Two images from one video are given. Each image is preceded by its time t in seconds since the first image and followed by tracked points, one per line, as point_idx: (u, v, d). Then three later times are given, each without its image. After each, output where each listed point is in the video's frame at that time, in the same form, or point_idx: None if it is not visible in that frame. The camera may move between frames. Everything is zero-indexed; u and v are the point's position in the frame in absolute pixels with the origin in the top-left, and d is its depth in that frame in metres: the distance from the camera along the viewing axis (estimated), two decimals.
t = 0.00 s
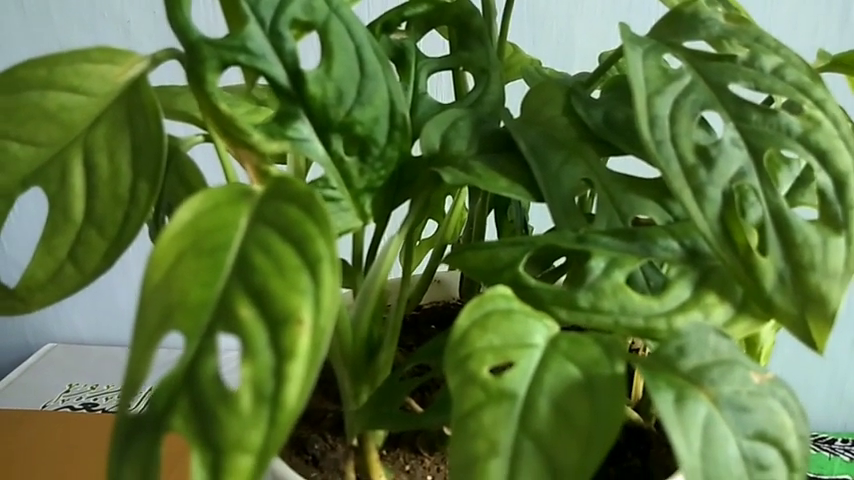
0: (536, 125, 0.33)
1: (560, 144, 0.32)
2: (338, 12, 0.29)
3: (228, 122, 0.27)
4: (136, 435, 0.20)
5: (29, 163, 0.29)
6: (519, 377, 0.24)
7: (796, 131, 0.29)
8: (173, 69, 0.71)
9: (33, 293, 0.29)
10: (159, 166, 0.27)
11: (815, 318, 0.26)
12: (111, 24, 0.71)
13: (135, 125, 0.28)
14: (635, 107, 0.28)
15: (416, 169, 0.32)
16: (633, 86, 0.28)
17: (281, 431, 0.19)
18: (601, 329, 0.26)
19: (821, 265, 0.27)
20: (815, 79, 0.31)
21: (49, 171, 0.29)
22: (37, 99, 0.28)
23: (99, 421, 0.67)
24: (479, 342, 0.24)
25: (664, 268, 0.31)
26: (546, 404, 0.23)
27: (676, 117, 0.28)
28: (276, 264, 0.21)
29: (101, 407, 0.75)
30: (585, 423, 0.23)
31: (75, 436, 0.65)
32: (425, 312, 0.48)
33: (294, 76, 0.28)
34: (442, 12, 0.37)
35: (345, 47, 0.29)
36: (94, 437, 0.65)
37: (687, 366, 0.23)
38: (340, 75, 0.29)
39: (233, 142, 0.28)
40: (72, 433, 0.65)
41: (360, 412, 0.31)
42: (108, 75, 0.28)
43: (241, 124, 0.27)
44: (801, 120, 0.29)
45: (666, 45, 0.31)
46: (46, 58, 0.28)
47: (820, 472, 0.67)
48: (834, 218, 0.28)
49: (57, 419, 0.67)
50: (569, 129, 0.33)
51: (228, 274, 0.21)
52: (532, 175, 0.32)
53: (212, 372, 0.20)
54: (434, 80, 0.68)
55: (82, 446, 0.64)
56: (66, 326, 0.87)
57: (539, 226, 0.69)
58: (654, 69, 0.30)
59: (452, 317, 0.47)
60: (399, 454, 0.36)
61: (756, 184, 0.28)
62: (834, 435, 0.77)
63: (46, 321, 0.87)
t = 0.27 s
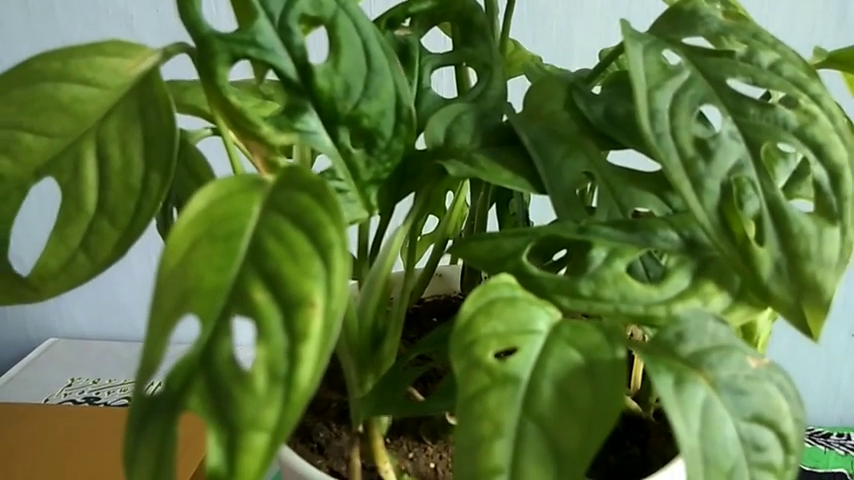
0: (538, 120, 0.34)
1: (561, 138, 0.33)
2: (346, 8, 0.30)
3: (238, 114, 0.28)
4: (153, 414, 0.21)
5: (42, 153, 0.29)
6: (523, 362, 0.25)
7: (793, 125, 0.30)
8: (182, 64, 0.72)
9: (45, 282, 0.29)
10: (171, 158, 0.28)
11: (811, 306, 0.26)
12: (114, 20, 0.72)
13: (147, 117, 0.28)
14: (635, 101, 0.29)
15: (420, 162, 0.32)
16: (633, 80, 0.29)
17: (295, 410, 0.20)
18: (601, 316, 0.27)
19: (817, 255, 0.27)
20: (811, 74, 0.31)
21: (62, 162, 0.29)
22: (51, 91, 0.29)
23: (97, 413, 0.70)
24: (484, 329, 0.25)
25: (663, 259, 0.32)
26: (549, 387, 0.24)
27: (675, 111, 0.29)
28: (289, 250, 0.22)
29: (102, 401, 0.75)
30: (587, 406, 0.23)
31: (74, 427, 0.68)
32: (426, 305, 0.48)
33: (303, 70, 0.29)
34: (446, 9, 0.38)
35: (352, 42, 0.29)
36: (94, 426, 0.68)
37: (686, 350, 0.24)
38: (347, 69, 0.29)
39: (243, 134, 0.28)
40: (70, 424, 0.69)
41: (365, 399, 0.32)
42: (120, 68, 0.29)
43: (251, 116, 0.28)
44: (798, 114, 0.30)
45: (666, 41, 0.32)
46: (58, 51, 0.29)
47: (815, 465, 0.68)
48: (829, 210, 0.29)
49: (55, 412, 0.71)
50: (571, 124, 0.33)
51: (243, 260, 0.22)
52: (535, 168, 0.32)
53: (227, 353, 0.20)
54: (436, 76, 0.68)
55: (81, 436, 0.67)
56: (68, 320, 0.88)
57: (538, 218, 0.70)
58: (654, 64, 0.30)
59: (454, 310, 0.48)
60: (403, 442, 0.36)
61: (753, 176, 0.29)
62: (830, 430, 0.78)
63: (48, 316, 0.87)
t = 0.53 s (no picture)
0: (540, 115, 0.34)
1: (563, 133, 0.33)
2: (352, 3, 0.30)
3: (246, 108, 0.28)
4: (168, 401, 0.21)
5: (52, 145, 0.30)
6: (527, 351, 0.25)
7: (791, 120, 0.30)
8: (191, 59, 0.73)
9: (54, 273, 0.29)
10: (180, 150, 0.28)
11: (809, 297, 0.27)
12: (115, 17, 0.72)
13: (156, 110, 0.29)
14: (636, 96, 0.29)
15: (424, 156, 0.33)
16: (635, 75, 0.30)
17: (307, 395, 0.20)
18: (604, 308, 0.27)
19: (815, 247, 0.28)
20: (809, 71, 0.32)
21: (73, 154, 0.29)
22: (61, 84, 0.29)
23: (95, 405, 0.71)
24: (489, 318, 0.26)
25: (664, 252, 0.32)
26: (553, 376, 0.24)
27: (676, 106, 0.29)
28: (300, 239, 0.22)
29: (103, 396, 0.76)
30: (590, 393, 0.24)
31: (73, 418, 0.69)
32: (427, 300, 0.49)
33: (310, 65, 0.29)
34: (448, 5, 0.38)
35: (359, 36, 0.30)
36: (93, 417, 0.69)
37: (687, 340, 0.24)
38: (354, 63, 0.30)
39: (251, 128, 0.29)
40: (69, 415, 0.70)
41: (369, 390, 0.32)
42: (129, 62, 0.29)
43: (259, 110, 0.28)
44: (797, 109, 0.31)
45: (667, 37, 0.32)
46: (69, 44, 0.29)
47: (811, 460, 0.69)
48: (827, 203, 0.29)
49: (55, 404, 0.72)
50: (573, 119, 0.34)
51: (254, 250, 0.22)
52: (538, 162, 0.33)
53: (240, 340, 0.21)
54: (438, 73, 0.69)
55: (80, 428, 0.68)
56: (68, 315, 0.88)
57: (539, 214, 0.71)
58: (655, 60, 0.31)
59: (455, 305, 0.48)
60: (406, 433, 0.37)
61: (753, 170, 0.29)
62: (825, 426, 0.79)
63: (48, 311, 0.88)
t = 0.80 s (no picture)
0: (542, 113, 0.35)
1: (564, 131, 0.34)
2: (358, 2, 0.31)
3: (253, 105, 0.29)
4: (183, 391, 0.22)
5: (60, 141, 0.30)
6: (533, 343, 0.25)
7: (789, 118, 0.31)
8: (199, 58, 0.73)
9: (63, 269, 0.29)
10: (189, 147, 0.29)
11: (807, 292, 0.28)
12: (114, 17, 0.73)
13: (165, 108, 0.29)
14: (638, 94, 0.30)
15: (428, 153, 0.33)
16: (637, 74, 0.30)
17: (321, 385, 0.21)
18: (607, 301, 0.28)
19: (812, 242, 0.29)
20: (806, 70, 0.33)
21: (81, 150, 0.30)
22: (71, 81, 0.30)
23: (94, 406, 0.71)
24: (495, 311, 0.26)
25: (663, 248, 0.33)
26: (559, 368, 0.25)
27: (677, 105, 0.30)
28: (311, 233, 0.23)
29: (101, 395, 0.76)
30: (595, 384, 0.24)
31: (72, 418, 0.70)
32: (427, 297, 0.49)
33: (317, 63, 0.30)
34: (450, 5, 0.39)
35: (365, 35, 0.30)
36: (93, 419, 0.70)
37: (689, 332, 0.25)
38: (360, 62, 0.30)
39: (260, 125, 0.29)
40: (68, 416, 0.70)
41: (374, 384, 0.33)
42: (138, 59, 0.30)
43: (267, 107, 0.29)
44: (794, 108, 0.31)
45: (666, 37, 0.33)
46: (79, 42, 0.30)
47: (805, 456, 0.70)
48: (824, 200, 0.30)
49: (54, 405, 0.72)
50: (574, 117, 0.35)
51: (267, 243, 0.22)
52: (540, 159, 0.33)
53: (254, 330, 0.21)
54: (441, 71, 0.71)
55: (80, 429, 0.69)
56: (65, 315, 0.88)
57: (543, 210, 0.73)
58: (656, 59, 0.31)
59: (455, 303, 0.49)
60: (409, 428, 0.37)
61: (752, 167, 0.30)
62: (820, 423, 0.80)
63: (45, 311, 0.88)
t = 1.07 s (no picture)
0: (546, 114, 0.36)
1: (568, 132, 0.34)
2: (365, 4, 0.31)
3: (264, 106, 0.29)
4: (202, 388, 0.22)
5: (73, 141, 0.30)
6: (543, 340, 0.26)
7: (789, 119, 0.31)
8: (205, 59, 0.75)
9: (74, 268, 0.30)
10: (200, 146, 0.29)
11: (809, 289, 0.28)
12: (111, 18, 0.74)
13: (176, 108, 0.30)
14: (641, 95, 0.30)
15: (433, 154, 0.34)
16: (640, 75, 0.31)
17: (339, 381, 0.21)
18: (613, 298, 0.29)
19: (814, 240, 0.29)
20: (805, 72, 0.33)
21: (93, 149, 0.30)
22: (83, 81, 0.30)
23: (93, 409, 0.72)
24: (505, 309, 0.27)
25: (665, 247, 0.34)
26: (568, 364, 0.25)
27: (679, 106, 0.31)
28: (327, 231, 0.23)
29: (99, 396, 0.76)
30: (604, 380, 0.25)
31: (72, 418, 0.71)
32: (427, 296, 0.50)
33: (326, 64, 0.30)
34: (454, 7, 0.40)
35: (374, 37, 0.31)
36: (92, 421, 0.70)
37: (695, 328, 0.26)
38: (369, 63, 0.31)
39: (269, 126, 0.30)
40: (68, 415, 0.71)
41: (381, 382, 0.33)
42: (148, 60, 0.30)
43: (277, 108, 0.29)
44: (794, 109, 0.32)
45: (668, 39, 0.33)
46: (90, 43, 0.30)
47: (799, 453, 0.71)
48: (824, 199, 0.31)
49: (52, 406, 0.72)
50: (577, 118, 0.35)
51: (283, 242, 0.23)
52: (544, 159, 0.34)
53: (272, 327, 0.22)
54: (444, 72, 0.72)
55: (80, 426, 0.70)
56: (61, 317, 0.89)
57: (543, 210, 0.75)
58: (659, 61, 0.32)
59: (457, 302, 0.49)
60: (413, 425, 0.38)
61: (753, 166, 0.30)
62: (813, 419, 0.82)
63: (41, 313, 0.88)
